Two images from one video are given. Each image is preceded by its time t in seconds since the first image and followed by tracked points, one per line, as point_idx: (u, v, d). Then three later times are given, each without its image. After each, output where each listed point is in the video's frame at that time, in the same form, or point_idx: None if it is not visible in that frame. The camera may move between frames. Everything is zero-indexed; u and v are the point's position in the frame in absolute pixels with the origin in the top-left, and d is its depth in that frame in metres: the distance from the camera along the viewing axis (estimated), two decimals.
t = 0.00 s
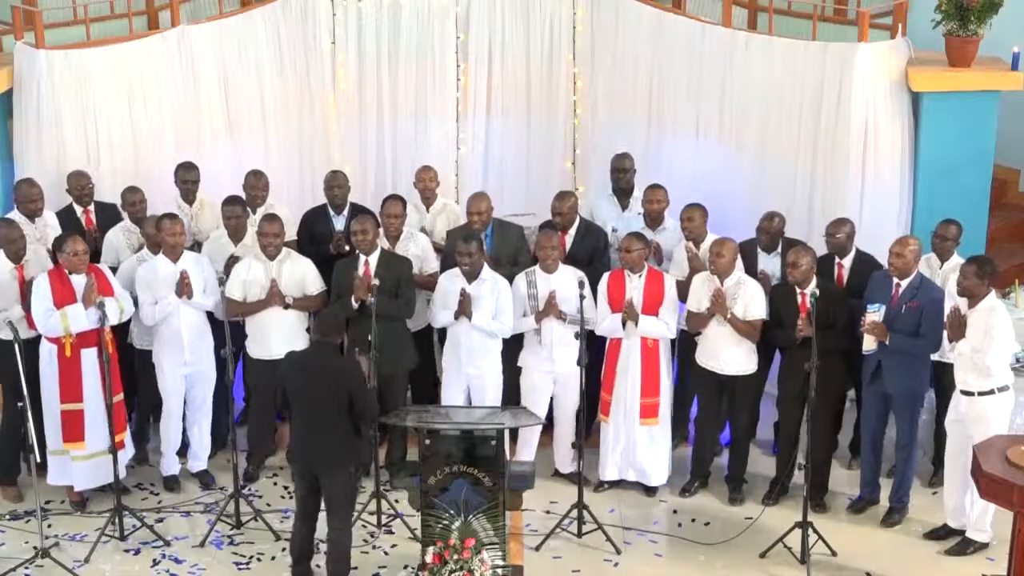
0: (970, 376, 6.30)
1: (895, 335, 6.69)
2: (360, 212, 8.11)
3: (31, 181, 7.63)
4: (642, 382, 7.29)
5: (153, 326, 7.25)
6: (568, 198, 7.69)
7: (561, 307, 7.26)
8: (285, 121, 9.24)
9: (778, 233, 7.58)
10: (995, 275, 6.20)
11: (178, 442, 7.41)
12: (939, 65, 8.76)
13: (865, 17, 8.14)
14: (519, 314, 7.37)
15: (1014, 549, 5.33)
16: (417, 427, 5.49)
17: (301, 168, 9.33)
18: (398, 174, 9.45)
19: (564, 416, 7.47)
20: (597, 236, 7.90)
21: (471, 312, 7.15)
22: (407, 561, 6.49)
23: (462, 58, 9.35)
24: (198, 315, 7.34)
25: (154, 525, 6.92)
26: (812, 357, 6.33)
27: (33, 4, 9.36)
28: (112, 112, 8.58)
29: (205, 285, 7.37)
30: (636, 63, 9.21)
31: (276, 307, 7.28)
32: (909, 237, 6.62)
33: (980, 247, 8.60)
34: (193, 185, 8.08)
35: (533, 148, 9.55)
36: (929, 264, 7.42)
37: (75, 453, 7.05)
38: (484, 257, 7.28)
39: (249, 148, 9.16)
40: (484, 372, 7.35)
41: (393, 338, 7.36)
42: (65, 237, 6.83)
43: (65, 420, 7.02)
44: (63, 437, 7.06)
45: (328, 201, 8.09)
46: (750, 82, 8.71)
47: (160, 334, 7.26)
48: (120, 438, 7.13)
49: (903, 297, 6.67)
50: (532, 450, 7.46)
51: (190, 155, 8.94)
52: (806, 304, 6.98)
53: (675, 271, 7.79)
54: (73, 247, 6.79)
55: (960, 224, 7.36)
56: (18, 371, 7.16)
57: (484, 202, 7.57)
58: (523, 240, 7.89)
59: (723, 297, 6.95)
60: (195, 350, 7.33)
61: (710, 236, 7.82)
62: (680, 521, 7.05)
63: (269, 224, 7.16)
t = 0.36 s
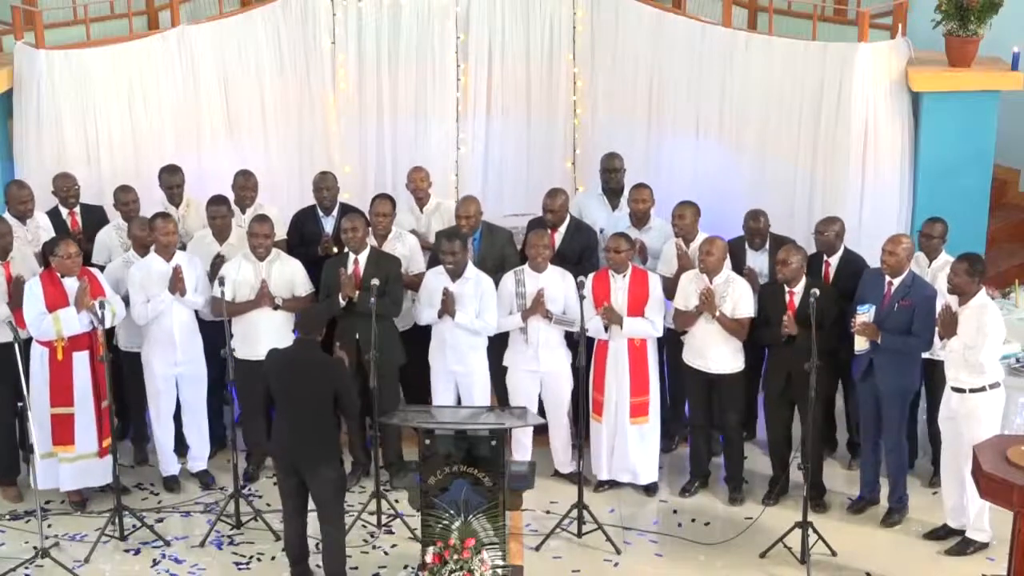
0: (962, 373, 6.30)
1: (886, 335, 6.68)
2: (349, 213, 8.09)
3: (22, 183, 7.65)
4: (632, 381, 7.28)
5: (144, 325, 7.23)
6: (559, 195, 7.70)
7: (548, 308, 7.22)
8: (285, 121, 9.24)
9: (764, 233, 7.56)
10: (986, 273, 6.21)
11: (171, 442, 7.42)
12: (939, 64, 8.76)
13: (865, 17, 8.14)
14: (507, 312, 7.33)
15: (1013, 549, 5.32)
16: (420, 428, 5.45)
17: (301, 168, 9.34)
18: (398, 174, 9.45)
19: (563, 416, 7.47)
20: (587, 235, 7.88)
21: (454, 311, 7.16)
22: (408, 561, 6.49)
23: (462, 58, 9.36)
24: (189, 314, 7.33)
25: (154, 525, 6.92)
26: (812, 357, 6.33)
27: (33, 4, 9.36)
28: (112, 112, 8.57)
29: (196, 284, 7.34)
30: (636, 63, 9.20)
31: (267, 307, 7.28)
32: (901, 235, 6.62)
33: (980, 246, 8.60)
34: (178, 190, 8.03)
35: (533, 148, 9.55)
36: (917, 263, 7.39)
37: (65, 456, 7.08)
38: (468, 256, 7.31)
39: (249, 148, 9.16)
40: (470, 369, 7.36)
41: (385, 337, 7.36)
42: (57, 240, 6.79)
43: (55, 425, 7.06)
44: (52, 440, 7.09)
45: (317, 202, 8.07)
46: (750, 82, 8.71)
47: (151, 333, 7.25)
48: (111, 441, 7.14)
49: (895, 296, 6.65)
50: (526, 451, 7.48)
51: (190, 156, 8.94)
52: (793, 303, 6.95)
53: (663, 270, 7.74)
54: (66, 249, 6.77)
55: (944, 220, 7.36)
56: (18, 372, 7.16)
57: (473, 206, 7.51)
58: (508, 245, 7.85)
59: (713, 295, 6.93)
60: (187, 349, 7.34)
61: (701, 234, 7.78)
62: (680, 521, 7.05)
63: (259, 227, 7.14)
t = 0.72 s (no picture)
0: (959, 372, 6.30)
1: (882, 329, 6.67)
2: (346, 212, 8.08)
3: (19, 185, 7.60)
4: (627, 383, 7.29)
5: (140, 327, 7.23)
6: (554, 194, 7.69)
7: (541, 310, 7.23)
8: (285, 121, 9.24)
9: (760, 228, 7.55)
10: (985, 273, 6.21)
11: (168, 444, 7.41)
12: (939, 65, 8.76)
13: (866, 17, 8.14)
14: (499, 314, 7.30)
15: (1013, 549, 5.32)
16: (416, 429, 5.47)
17: (300, 169, 9.34)
18: (398, 175, 9.45)
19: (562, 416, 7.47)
20: (581, 235, 7.88)
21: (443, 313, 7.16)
22: (407, 561, 6.49)
23: (462, 58, 9.36)
24: (184, 317, 7.33)
25: (154, 525, 6.92)
26: (812, 357, 6.34)
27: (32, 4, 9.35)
28: (112, 112, 8.58)
29: (191, 287, 7.35)
30: (636, 63, 9.20)
31: (263, 309, 7.28)
32: (899, 235, 6.62)
33: (979, 247, 8.60)
34: (169, 191, 8.01)
35: (533, 148, 9.55)
36: (911, 263, 7.37)
37: (66, 458, 7.07)
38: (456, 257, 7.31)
39: (249, 149, 9.17)
40: (459, 369, 7.37)
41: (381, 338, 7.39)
42: (51, 240, 6.80)
43: (57, 426, 7.04)
44: (54, 442, 7.06)
45: (312, 202, 8.07)
46: (750, 82, 8.71)
47: (145, 336, 7.26)
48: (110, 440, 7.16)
49: (892, 294, 6.64)
50: (523, 451, 7.47)
51: (190, 156, 8.94)
52: (788, 299, 6.94)
53: (655, 268, 7.74)
54: (60, 248, 6.79)
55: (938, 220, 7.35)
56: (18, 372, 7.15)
57: (469, 202, 7.56)
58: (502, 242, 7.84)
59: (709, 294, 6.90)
60: (181, 353, 7.32)
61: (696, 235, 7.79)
62: (680, 521, 7.05)
63: (255, 228, 7.15)
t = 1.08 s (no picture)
0: (960, 372, 6.30)
1: (882, 330, 6.67)
2: (346, 212, 8.09)
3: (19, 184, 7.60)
4: (623, 381, 7.27)
5: (140, 327, 7.23)
6: (552, 191, 7.71)
7: (542, 309, 7.23)
8: (285, 121, 9.24)
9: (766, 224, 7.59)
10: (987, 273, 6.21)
11: (168, 443, 7.41)
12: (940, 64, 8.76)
13: (866, 17, 8.14)
14: (499, 313, 7.27)
15: (1014, 549, 5.32)
16: (416, 429, 5.47)
17: (300, 169, 9.34)
18: (397, 175, 9.45)
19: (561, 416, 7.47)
20: (578, 234, 7.88)
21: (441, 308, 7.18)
22: (407, 561, 6.49)
23: (462, 58, 9.36)
24: (184, 316, 7.33)
25: (154, 525, 6.92)
26: (812, 357, 6.33)
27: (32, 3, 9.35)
28: (112, 112, 8.58)
29: (190, 286, 7.36)
30: (636, 63, 9.20)
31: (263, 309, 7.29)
32: (898, 234, 6.62)
33: (979, 247, 8.60)
34: (167, 190, 8.01)
35: (533, 148, 9.55)
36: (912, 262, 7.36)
37: (72, 459, 7.09)
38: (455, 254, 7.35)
39: (249, 149, 9.17)
40: (457, 367, 7.37)
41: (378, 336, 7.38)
42: (48, 240, 6.82)
43: (62, 426, 7.05)
44: (59, 443, 7.08)
45: (312, 202, 8.07)
46: (750, 81, 8.72)
47: (146, 335, 7.25)
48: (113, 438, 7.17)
49: (891, 294, 6.64)
50: (523, 449, 7.47)
51: (190, 156, 8.93)
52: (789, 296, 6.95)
53: (654, 268, 7.76)
54: (59, 247, 6.79)
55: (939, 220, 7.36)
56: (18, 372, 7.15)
57: (468, 201, 7.56)
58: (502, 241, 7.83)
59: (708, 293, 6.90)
60: (182, 351, 7.33)
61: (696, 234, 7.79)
62: (680, 521, 7.05)
63: (253, 227, 7.14)
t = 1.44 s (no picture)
0: (964, 374, 6.30)
1: (882, 330, 6.65)
2: (352, 212, 8.10)
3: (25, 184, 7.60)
4: (624, 385, 7.26)
5: (141, 329, 7.22)
6: (552, 194, 7.71)
7: (543, 310, 7.23)
8: (285, 121, 9.24)
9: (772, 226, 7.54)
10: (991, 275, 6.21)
11: (167, 445, 7.41)
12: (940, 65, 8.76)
13: (866, 17, 8.14)
14: (500, 314, 7.28)
15: (1013, 549, 5.32)
16: (416, 429, 5.47)
17: (300, 169, 9.34)
18: (398, 174, 9.46)
19: (562, 415, 7.47)
20: (579, 235, 7.88)
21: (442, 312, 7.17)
22: (408, 561, 6.49)
23: (462, 58, 9.36)
24: (184, 317, 7.33)
25: (154, 525, 6.92)
26: (812, 358, 6.33)
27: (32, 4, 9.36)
28: (112, 112, 8.58)
29: (191, 287, 7.37)
30: (636, 64, 9.20)
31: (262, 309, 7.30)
32: (897, 236, 6.62)
33: (979, 248, 8.61)
34: (167, 193, 8.00)
35: (533, 148, 9.55)
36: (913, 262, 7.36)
37: (73, 459, 7.09)
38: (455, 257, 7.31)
39: (250, 149, 9.17)
40: (459, 368, 7.37)
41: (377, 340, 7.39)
42: (49, 241, 6.81)
43: (62, 427, 7.06)
44: (59, 444, 7.08)
45: (318, 202, 8.08)
46: (750, 82, 8.72)
47: (146, 337, 7.24)
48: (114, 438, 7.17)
49: (892, 296, 6.64)
50: (523, 450, 7.48)
51: (190, 156, 8.93)
52: (792, 301, 6.93)
53: (657, 268, 7.79)
54: (58, 249, 6.78)
55: (941, 221, 7.35)
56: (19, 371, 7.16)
57: (470, 204, 7.53)
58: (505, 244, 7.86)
59: (710, 295, 6.92)
60: (182, 352, 7.32)
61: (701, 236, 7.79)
62: (680, 521, 7.05)
63: (252, 227, 7.18)
